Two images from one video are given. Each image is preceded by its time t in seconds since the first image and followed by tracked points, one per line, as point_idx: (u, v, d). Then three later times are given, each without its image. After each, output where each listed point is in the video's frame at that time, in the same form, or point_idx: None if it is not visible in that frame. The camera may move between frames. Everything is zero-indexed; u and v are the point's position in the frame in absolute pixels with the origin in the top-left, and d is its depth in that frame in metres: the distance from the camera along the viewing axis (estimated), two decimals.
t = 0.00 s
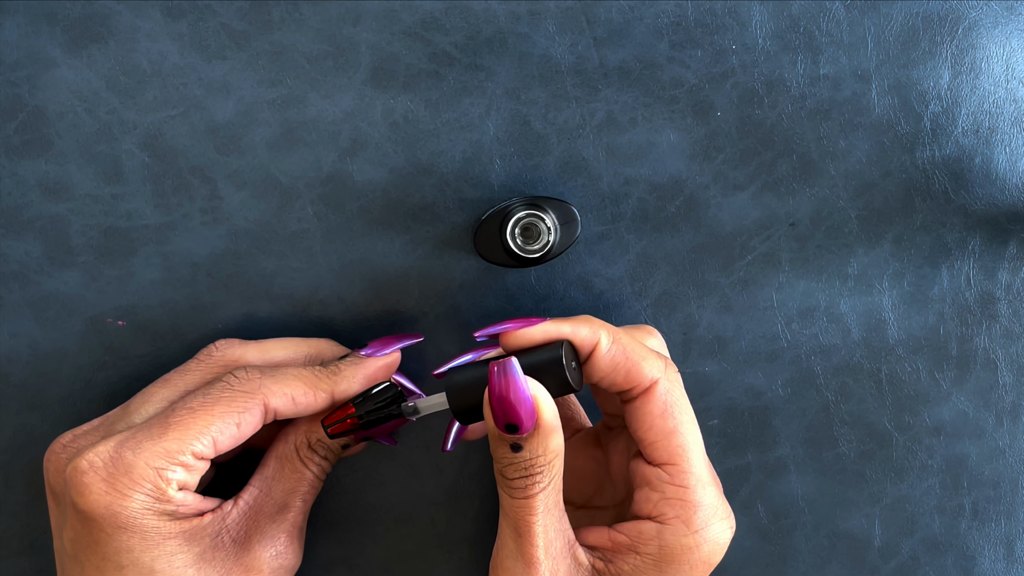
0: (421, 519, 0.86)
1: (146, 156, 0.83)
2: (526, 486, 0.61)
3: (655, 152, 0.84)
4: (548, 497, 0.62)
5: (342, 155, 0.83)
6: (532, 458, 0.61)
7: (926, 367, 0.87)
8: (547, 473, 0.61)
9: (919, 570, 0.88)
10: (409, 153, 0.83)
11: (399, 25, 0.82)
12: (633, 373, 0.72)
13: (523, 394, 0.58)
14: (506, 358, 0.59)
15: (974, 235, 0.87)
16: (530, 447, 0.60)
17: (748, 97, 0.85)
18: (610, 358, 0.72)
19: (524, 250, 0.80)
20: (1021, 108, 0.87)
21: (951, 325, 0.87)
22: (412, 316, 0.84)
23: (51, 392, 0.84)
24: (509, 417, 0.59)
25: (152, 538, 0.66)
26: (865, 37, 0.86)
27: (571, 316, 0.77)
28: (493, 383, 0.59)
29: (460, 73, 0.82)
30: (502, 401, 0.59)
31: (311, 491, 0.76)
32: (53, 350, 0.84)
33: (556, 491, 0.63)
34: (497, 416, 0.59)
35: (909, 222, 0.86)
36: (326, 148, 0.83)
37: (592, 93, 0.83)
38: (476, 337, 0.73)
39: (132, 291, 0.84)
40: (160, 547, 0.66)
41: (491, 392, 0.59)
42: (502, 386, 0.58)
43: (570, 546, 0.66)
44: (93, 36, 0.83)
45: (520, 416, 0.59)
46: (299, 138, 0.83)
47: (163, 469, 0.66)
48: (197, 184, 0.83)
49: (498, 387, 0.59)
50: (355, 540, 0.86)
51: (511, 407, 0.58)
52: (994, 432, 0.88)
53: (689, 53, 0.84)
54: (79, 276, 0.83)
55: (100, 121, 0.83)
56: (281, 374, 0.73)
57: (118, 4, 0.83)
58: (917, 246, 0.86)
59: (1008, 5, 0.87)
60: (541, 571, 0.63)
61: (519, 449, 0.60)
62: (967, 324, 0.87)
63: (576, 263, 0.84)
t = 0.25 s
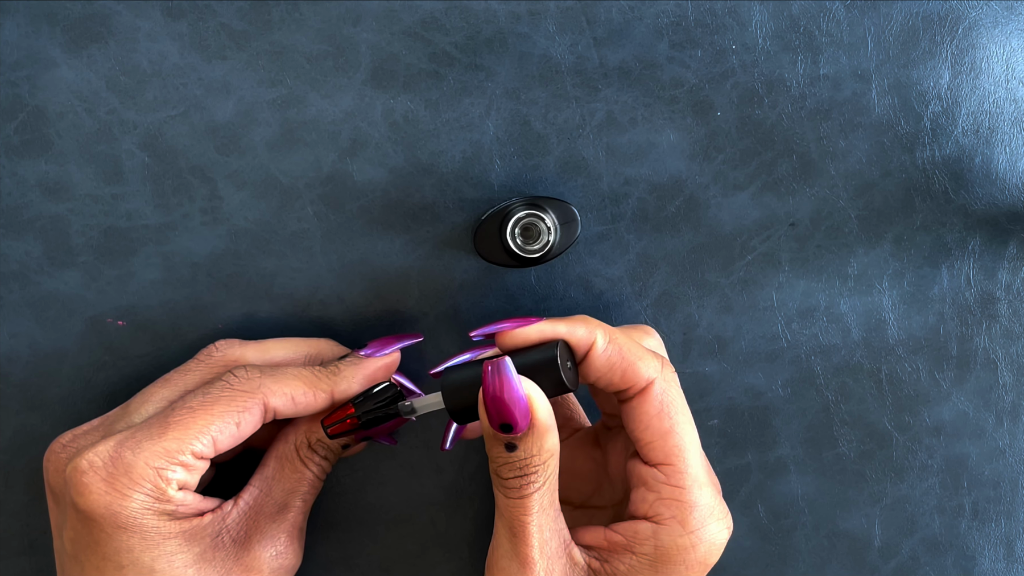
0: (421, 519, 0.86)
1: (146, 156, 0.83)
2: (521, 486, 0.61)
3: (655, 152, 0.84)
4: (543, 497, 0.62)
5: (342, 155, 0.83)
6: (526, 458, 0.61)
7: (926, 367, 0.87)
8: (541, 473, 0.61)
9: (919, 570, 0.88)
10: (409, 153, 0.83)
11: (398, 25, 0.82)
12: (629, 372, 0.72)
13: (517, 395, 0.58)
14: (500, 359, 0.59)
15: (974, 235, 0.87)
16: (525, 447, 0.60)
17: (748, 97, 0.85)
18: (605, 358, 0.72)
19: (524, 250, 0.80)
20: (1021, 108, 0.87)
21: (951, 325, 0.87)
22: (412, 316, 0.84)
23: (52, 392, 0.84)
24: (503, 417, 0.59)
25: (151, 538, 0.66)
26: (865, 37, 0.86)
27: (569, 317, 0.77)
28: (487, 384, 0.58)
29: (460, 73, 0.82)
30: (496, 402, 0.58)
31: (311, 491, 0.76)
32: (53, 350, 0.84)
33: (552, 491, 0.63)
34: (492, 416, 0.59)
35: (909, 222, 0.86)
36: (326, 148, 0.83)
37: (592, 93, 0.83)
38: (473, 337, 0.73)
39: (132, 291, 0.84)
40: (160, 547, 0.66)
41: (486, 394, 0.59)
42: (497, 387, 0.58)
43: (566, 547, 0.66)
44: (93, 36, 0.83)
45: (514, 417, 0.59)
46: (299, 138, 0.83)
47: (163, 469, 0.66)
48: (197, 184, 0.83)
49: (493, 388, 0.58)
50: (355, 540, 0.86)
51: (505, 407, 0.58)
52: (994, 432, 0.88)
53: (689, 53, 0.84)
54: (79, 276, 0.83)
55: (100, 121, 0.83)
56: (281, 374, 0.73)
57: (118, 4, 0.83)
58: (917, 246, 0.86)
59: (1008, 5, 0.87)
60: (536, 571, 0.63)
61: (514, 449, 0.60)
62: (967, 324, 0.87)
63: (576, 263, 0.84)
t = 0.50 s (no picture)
0: (421, 519, 0.86)
1: (146, 156, 0.83)
2: (518, 485, 0.61)
3: (656, 152, 0.84)
4: (541, 496, 0.62)
5: (342, 155, 0.83)
6: (524, 457, 0.61)
7: (926, 367, 0.87)
8: (539, 473, 0.61)
9: (919, 570, 0.88)
10: (409, 153, 0.83)
11: (398, 25, 0.82)
12: (628, 372, 0.72)
13: (514, 395, 0.58)
14: (497, 358, 0.59)
15: (974, 235, 0.87)
16: (523, 446, 0.60)
17: (748, 97, 0.85)
18: (605, 357, 0.72)
19: (524, 250, 0.79)
20: (1021, 108, 0.87)
21: (951, 326, 0.87)
22: (412, 316, 0.84)
23: (52, 392, 0.84)
24: (501, 417, 0.59)
25: (151, 539, 0.66)
26: (865, 37, 0.86)
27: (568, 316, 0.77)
28: (485, 383, 0.58)
29: (460, 73, 0.82)
30: (494, 401, 0.58)
31: (311, 491, 0.76)
32: (53, 350, 0.84)
33: (550, 491, 0.63)
34: (489, 415, 0.59)
35: (909, 222, 0.86)
36: (326, 148, 0.83)
37: (592, 93, 0.83)
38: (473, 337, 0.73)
39: (132, 291, 0.84)
40: (160, 547, 0.66)
41: (484, 393, 0.59)
42: (495, 387, 0.58)
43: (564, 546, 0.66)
44: (93, 36, 0.83)
45: (512, 416, 0.59)
46: (299, 138, 0.83)
47: (162, 469, 0.66)
48: (197, 184, 0.83)
49: (490, 388, 0.58)
50: (355, 540, 0.86)
51: (502, 407, 0.58)
52: (994, 432, 0.88)
53: (689, 53, 0.84)
54: (79, 276, 0.83)
55: (100, 121, 0.83)
56: (281, 374, 0.73)
57: (118, 4, 0.83)
58: (917, 246, 0.86)
59: (1008, 5, 0.87)
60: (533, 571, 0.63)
61: (512, 448, 0.60)
62: (967, 324, 0.87)
63: (576, 263, 0.84)
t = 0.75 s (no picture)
0: (421, 519, 0.86)
1: (146, 156, 0.83)
2: (532, 488, 0.61)
3: (656, 152, 0.84)
4: (553, 499, 0.62)
5: (342, 155, 0.83)
6: (538, 460, 0.61)
7: (926, 367, 0.87)
8: (552, 475, 0.61)
9: (919, 570, 0.88)
10: (410, 153, 0.83)
11: (398, 25, 0.82)
12: (641, 374, 0.72)
13: (532, 397, 0.58)
14: (515, 359, 0.59)
15: (974, 235, 0.87)
16: (537, 449, 0.60)
17: (748, 97, 0.85)
18: (618, 359, 0.72)
19: (524, 250, 0.79)
20: (1021, 108, 0.87)
21: (951, 326, 0.87)
22: (412, 316, 0.84)
23: (52, 392, 0.84)
24: (517, 418, 0.59)
25: (151, 539, 0.66)
26: (865, 37, 0.86)
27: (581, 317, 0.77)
28: (502, 385, 0.58)
29: (460, 73, 0.82)
30: (511, 403, 0.58)
31: (311, 491, 0.76)
32: (53, 350, 0.84)
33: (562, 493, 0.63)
34: (504, 417, 0.59)
35: (909, 222, 0.86)
36: (326, 148, 0.83)
37: (592, 94, 0.83)
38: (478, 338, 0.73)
39: (132, 291, 0.84)
40: (160, 548, 0.66)
41: (501, 395, 0.59)
42: (512, 389, 0.58)
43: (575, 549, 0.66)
44: (93, 37, 0.83)
45: (529, 418, 0.59)
46: (299, 138, 0.83)
47: (163, 470, 0.66)
48: (197, 184, 0.83)
49: (507, 389, 0.58)
50: (355, 540, 0.86)
51: (519, 409, 0.58)
52: (994, 432, 0.88)
53: (688, 53, 0.84)
54: (79, 276, 0.83)
55: (100, 121, 0.83)
56: (281, 374, 0.73)
57: (117, 4, 0.83)
58: (917, 246, 0.86)
59: (1008, 5, 0.87)
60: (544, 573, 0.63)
61: (526, 450, 0.60)
62: (967, 324, 0.87)
63: (576, 263, 0.84)
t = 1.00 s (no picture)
0: (421, 519, 0.86)
1: (146, 157, 0.83)
2: (518, 489, 0.62)
3: (656, 152, 0.84)
4: (541, 500, 0.62)
5: (343, 155, 0.83)
6: (525, 461, 0.61)
7: (926, 367, 0.87)
8: (539, 476, 0.61)
9: (919, 570, 0.89)
10: (410, 154, 0.83)
11: (398, 25, 0.82)
12: (629, 375, 0.72)
13: (514, 398, 0.58)
14: (496, 360, 0.59)
15: (974, 235, 0.87)
16: (522, 450, 0.60)
17: (748, 98, 0.85)
18: (604, 360, 0.72)
19: (524, 250, 0.80)
20: (1021, 108, 0.87)
21: (951, 326, 0.87)
22: (412, 316, 0.84)
23: (52, 392, 0.84)
24: (500, 420, 0.59)
25: (151, 539, 0.66)
26: (865, 37, 0.86)
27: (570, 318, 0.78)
28: (485, 387, 0.59)
29: (460, 73, 0.82)
30: (494, 405, 0.58)
31: (312, 492, 0.76)
32: (53, 350, 0.84)
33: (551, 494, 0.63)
34: (490, 418, 0.59)
35: (909, 222, 0.86)
36: (326, 148, 0.83)
37: (592, 94, 0.83)
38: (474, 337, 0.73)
39: (132, 291, 0.84)
40: (160, 548, 0.66)
41: (484, 397, 0.59)
42: (494, 390, 0.58)
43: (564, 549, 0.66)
44: (94, 37, 0.83)
45: (511, 419, 0.59)
46: (299, 139, 0.83)
47: (162, 470, 0.66)
48: (197, 185, 0.83)
49: (491, 391, 0.58)
50: (355, 540, 0.86)
51: (502, 411, 0.58)
52: (993, 432, 0.88)
53: (688, 53, 0.84)
54: (79, 276, 0.83)
55: (101, 121, 0.83)
56: (281, 374, 0.73)
57: (118, 4, 0.83)
58: (917, 246, 0.86)
59: (1009, 6, 0.87)
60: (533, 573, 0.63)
61: (511, 452, 0.60)
62: (967, 324, 0.87)
63: (576, 263, 0.84)
